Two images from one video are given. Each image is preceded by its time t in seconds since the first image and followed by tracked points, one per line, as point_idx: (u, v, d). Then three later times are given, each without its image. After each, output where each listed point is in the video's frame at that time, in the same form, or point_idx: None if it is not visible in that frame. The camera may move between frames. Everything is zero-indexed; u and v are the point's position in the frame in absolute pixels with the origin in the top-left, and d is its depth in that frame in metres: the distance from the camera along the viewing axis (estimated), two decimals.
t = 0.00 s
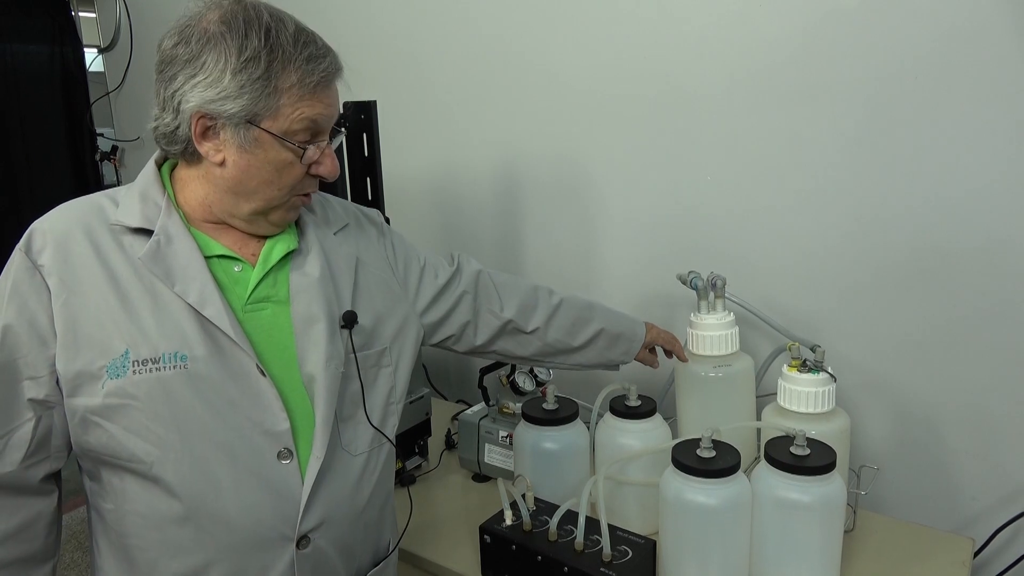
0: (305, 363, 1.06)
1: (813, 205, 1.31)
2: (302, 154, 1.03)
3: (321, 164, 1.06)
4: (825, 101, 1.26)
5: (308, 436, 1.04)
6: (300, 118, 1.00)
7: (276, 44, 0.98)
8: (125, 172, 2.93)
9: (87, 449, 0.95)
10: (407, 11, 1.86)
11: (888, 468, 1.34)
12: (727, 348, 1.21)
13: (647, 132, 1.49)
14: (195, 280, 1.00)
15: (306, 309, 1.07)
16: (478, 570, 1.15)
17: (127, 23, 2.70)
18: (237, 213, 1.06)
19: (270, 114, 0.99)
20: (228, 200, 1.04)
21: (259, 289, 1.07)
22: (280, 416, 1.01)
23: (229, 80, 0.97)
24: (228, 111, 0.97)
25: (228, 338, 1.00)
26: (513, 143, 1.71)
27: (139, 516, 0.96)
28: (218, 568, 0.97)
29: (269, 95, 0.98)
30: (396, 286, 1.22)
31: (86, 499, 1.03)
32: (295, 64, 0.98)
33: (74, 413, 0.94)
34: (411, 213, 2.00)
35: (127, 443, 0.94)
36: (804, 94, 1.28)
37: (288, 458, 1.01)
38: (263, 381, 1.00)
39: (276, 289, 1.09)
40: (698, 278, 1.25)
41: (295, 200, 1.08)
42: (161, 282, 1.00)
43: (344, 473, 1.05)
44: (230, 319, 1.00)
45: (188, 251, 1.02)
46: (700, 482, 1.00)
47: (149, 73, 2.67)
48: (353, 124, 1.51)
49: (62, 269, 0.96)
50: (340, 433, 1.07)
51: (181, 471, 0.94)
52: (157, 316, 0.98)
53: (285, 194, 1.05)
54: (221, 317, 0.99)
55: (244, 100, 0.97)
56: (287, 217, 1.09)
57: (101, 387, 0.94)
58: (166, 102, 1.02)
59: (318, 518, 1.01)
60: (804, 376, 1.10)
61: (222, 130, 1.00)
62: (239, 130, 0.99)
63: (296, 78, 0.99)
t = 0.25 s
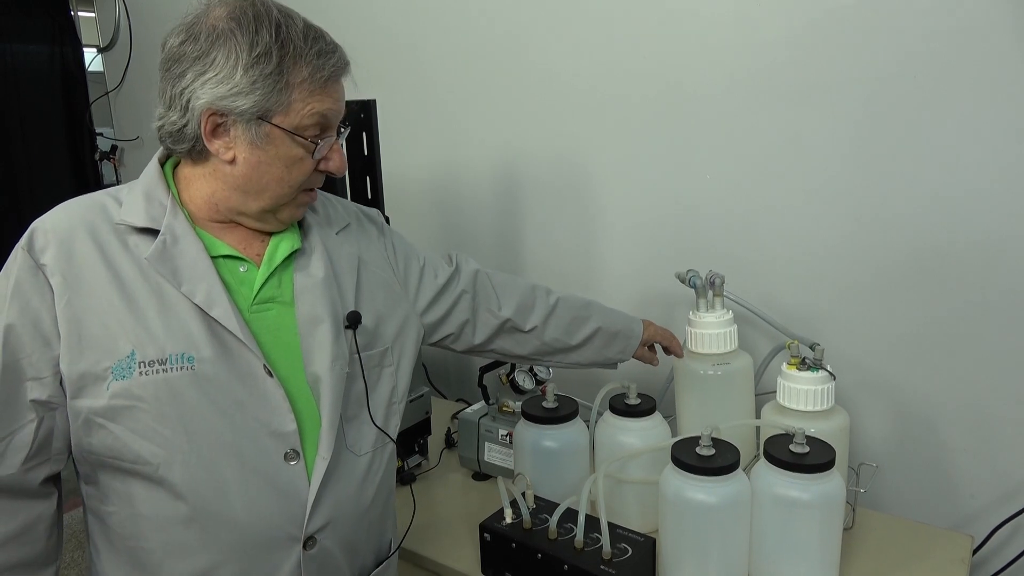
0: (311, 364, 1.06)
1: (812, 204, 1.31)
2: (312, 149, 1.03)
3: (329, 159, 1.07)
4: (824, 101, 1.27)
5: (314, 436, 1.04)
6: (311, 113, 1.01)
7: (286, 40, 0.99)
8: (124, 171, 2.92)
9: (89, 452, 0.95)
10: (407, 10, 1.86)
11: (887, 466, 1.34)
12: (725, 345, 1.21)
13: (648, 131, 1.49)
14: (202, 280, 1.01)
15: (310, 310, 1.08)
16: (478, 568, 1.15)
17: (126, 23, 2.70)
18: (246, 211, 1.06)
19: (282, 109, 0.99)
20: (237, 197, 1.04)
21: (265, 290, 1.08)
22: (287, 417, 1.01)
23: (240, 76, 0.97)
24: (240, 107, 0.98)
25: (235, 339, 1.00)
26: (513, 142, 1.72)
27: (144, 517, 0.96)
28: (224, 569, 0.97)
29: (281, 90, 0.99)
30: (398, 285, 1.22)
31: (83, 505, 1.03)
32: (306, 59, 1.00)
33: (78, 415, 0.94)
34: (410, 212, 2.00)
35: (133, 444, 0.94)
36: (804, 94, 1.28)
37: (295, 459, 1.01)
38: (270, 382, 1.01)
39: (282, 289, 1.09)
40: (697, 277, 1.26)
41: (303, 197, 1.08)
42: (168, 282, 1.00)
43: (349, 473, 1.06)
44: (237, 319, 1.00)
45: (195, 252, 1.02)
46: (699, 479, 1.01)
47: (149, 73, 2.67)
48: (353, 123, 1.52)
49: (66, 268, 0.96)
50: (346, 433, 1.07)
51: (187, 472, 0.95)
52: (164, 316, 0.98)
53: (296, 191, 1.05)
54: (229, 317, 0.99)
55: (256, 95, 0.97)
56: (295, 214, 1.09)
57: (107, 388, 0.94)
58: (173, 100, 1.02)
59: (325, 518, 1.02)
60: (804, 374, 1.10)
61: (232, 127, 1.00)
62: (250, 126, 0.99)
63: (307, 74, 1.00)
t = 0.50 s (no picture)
0: (318, 360, 1.07)
1: (813, 204, 1.31)
2: (309, 113, 1.04)
3: (325, 125, 1.07)
4: (824, 101, 1.27)
5: (322, 431, 1.05)
6: (302, 73, 1.02)
7: (267, 6, 1.01)
8: (124, 170, 2.92)
9: (95, 452, 0.95)
10: (406, 10, 1.86)
11: (886, 466, 1.34)
12: (726, 344, 1.21)
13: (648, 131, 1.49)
14: (210, 276, 1.01)
15: (315, 305, 1.08)
16: (478, 567, 1.15)
17: (126, 22, 2.70)
18: (251, 191, 1.05)
19: (273, 74, 1.01)
20: (241, 176, 1.04)
21: (271, 285, 1.08)
22: (295, 413, 1.01)
23: (228, 46, 0.98)
24: (234, 76, 0.98)
25: (244, 334, 1.01)
26: (512, 142, 1.72)
27: (151, 517, 0.96)
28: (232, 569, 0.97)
29: (269, 54, 1.00)
30: (399, 280, 1.22)
31: (89, 505, 1.02)
32: (289, 22, 1.02)
33: (83, 415, 0.94)
34: (410, 212, 2.00)
35: (141, 443, 0.94)
36: (805, 93, 1.28)
37: (304, 454, 1.01)
38: (278, 378, 1.01)
39: (287, 285, 1.10)
40: (697, 276, 1.26)
41: (306, 171, 1.08)
42: (175, 279, 1.00)
43: (356, 469, 1.06)
44: (245, 315, 1.00)
45: (203, 247, 1.02)
46: (699, 479, 1.01)
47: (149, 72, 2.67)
48: (354, 121, 1.51)
49: (70, 267, 0.96)
50: (352, 428, 1.08)
51: (195, 471, 0.95)
52: (170, 313, 0.98)
53: (298, 161, 1.05)
54: (238, 313, 0.99)
55: (247, 62, 0.98)
56: (301, 191, 1.09)
57: (114, 387, 0.94)
58: (166, 89, 1.02)
59: (333, 514, 1.02)
60: (804, 373, 1.11)
61: (229, 101, 1.01)
62: (246, 95, 1.00)
63: (291, 36, 1.02)
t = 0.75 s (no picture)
0: (323, 353, 1.07)
1: (814, 203, 1.31)
2: (311, 127, 1.04)
3: (327, 139, 1.07)
4: (824, 100, 1.27)
5: (331, 422, 1.05)
6: (308, 89, 1.01)
7: (281, 19, 1.00)
8: (124, 171, 2.92)
9: (105, 451, 0.95)
10: (405, 9, 1.87)
11: (887, 465, 1.34)
12: (726, 344, 1.22)
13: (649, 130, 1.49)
14: (213, 272, 1.01)
15: (319, 298, 1.08)
16: (478, 566, 1.16)
17: (126, 22, 2.71)
18: (248, 196, 1.05)
19: (280, 87, 1.00)
20: (239, 181, 1.04)
21: (274, 279, 1.08)
22: (304, 404, 1.02)
23: (237, 57, 0.98)
24: (240, 86, 0.98)
25: (248, 327, 1.02)
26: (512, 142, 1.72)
27: (163, 515, 0.96)
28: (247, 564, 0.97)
29: (277, 68, 0.99)
30: (398, 273, 1.23)
31: (97, 505, 1.02)
32: (301, 37, 1.01)
33: (93, 414, 0.94)
34: (410, 212, 2.00)
35: (153, 440, 0.94)
36: (805, 92, 1.28)
37: (314, 445, 1.01)
38: (285, 370, 1.02)
39: (291, 279, 1.10)
40: (697, 276, 1.27)
41: (304, 181, 1.08)
42: (179, 275, 1.00)
43: (366, 463, 1.06)
44: (251, 309, 1.01)
45: (205, 242, 1.03)
46: (700, 479, 1.01)
47: (148, 73, 2.67)
48: (354, 122, 1.52)
49: (73, 268, 0.96)
50: (361, 418, 1.08)
51: (209, 465, 0.95)
52: (176, 308, 0.99)
53: (296, 172, 1.05)
54: (243, 306, 1.00)
55: (254, 74, 0.98)
56: (297, 198, 1.09)
57: (122, 384, 0.94)
58: (171, 89, 1.02)
59: (347, 504, 1.02)
60: (804, 373, 1.11)
61: (232, 109, 1.00)
62: (250, 106, 0.99)
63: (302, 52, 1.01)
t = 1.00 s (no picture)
0: (332, 353, 1.07)
1: (814, 203, 1.31)
2: (316, 134, 1.04)
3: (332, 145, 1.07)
4: (824, 101, 1.27)
5: (341, 423, 1.05)
6: (313, 97, 1.01)
7: (285, 27, 1.00)
8: (123, 172, 2.92)
9: (119, 454, 0.95)
10: (405, 10, 1.87)
11: (887, 465, 1.34)
12: (726, 345, 1.22)
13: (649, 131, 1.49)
14: (224, 277, 1.01)
15: (327, 299, 1.08)
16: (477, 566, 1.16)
17: (125, 24, 2.71)
18: (253, 203, 1.06)
19: (284, 95, 1.00)
20: (244, 188, 1.04)
21: (282, 282, 1.08)
22: (314, 405, 1.02)
23: (242, 65, 0.98)
24: (244, 95, 0.98)
25: (258, 331, 1.02)
26: (512, 142, 1.72)
27: (177, 517, 0.96)
28: (263, 562, 0.98)
29: (282, 76, 0.99)
30: (399, 274, 1.23)
31: (110, 507, 1.03)
32: (305, 45, 1.01)
33: (105, 419, 0.94)
34: (410, 212, 2.00)
35: (164, 443, 0.94)
36: (807, 92, 1.28)
37: (325, 446, 1.01)
38: (295, 372, 1.02)
39: (298, 281, 1.10)
40: (697, 276, 1.27)
41: (308, 186, 1.08)
42: (189, 280, 1.00)
43: (375, 463, 1.06)
44: (261, 313, 1.01)
45: (213, 246, 1.03)
46: (700, 479, 1.01)
47: (148, 74, 2.67)
48: (354, 123, 1.52)
49: (82, 274, 0.96)
50: (369, 419, 1.08)
51: (218, 468, 0.94)
52: (186, 313, 0.99)
53: (302, 179, 1.05)
54: (254, 310, 1.01)
55: (259, 82, 0.98)
56: (302, 204, 1.09)
57: (135, 389, 0.94)
58: (175, 95, 1.02)
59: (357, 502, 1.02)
60: (804, 373, 1.11)
61: (236, 117, 1.00)
62: (255, 114, 0.99)
63: (307, 59, 1.01)
